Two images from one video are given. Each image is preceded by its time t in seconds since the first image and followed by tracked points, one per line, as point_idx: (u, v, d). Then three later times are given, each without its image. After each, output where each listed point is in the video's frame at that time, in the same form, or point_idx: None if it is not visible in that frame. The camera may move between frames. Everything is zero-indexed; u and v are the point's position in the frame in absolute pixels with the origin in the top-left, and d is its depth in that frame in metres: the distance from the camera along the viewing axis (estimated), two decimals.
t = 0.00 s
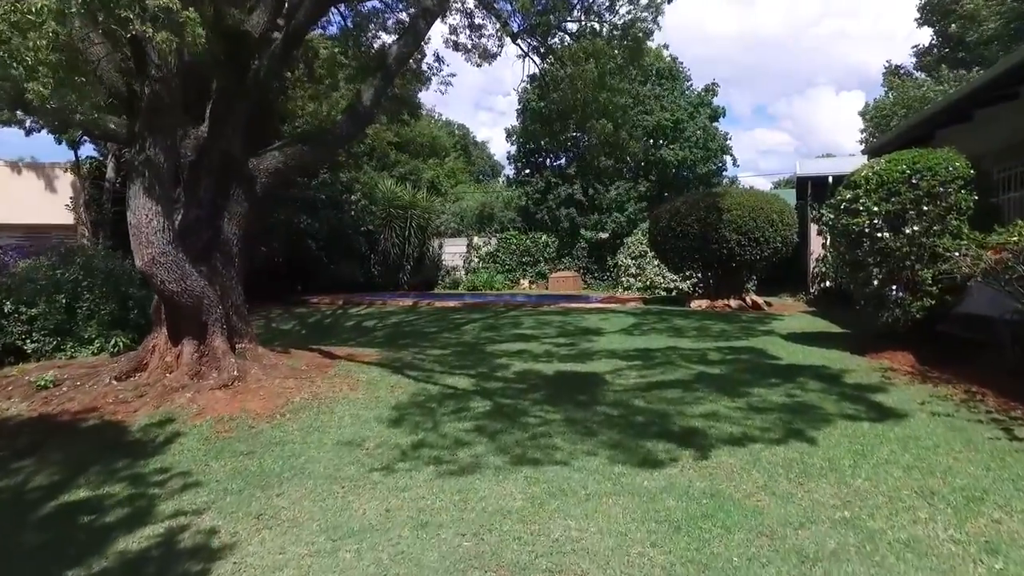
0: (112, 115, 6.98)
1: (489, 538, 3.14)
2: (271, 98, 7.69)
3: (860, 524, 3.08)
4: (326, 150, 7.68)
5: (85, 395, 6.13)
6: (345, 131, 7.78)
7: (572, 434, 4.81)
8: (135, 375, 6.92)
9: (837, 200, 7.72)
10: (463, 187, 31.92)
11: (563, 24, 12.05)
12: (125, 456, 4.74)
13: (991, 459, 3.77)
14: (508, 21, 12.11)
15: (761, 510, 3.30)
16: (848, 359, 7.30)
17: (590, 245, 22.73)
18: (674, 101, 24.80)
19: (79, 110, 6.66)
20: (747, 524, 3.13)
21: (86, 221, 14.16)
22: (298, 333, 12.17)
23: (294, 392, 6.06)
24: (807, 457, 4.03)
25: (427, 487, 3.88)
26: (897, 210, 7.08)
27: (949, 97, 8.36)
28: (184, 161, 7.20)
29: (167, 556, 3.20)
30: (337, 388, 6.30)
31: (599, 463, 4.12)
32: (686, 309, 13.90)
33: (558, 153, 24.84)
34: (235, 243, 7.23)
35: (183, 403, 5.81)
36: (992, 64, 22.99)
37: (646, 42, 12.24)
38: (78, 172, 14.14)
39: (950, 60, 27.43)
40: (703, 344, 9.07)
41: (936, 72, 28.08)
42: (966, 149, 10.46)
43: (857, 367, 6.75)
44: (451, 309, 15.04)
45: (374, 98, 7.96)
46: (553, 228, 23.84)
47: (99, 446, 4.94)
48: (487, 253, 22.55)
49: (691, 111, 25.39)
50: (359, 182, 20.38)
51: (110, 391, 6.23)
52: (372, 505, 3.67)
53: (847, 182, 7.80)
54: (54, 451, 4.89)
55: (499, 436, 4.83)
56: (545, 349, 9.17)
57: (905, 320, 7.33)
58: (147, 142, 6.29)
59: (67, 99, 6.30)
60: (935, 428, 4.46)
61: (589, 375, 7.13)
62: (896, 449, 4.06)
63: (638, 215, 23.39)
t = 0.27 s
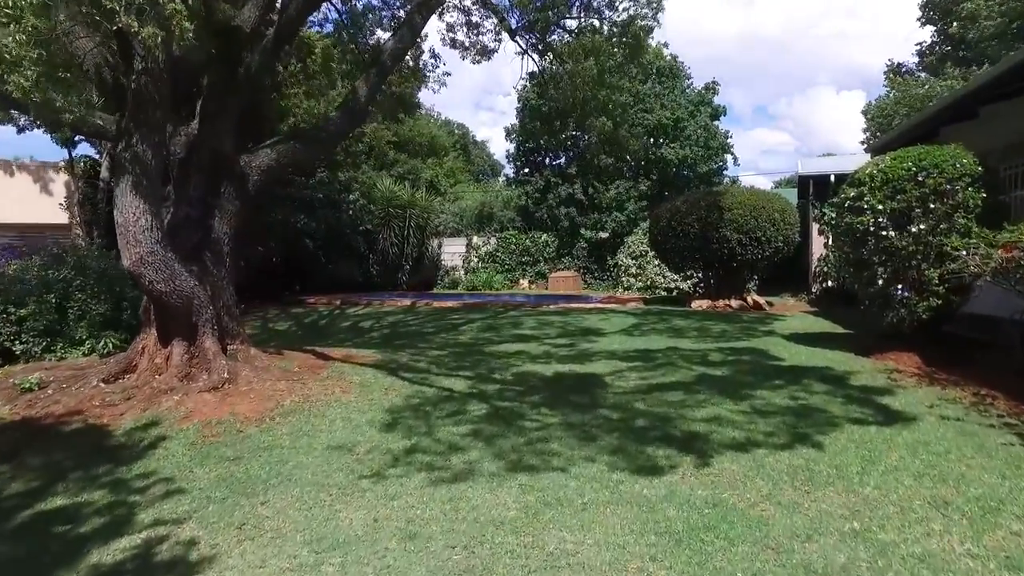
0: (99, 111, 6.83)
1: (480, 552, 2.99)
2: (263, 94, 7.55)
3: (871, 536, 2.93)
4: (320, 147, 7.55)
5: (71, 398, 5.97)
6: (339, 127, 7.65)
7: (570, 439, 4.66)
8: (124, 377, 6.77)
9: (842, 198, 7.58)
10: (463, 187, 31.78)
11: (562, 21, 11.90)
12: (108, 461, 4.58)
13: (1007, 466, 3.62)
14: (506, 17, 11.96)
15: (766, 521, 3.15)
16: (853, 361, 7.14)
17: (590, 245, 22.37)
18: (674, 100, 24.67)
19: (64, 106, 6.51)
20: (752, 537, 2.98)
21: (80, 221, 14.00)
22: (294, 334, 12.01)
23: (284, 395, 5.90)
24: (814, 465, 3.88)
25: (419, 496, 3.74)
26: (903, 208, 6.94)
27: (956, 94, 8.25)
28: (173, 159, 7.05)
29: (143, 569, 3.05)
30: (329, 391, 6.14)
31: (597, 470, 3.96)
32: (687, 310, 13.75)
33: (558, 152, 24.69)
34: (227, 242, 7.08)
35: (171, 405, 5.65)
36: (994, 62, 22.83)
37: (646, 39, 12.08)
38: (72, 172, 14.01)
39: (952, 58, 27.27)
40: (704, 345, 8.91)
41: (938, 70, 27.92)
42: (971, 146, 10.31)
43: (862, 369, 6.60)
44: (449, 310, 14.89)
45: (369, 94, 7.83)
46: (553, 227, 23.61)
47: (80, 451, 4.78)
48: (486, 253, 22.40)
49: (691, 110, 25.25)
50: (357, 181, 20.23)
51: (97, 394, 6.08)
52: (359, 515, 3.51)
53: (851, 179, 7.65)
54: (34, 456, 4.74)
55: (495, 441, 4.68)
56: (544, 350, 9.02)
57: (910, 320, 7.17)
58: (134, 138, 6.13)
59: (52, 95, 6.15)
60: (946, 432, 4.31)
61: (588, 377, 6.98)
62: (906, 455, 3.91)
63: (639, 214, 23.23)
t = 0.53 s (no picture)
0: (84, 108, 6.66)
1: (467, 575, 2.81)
2: (252, 91, 7.40)
3: (881, 557, 2.77)
4: (311, 146, 7.38)
5: (53, 403, 5.80)
6: (331, 125, 7.51)
7: (566, 447, 4.49)
8: (110, 382, 6.59)
9: (846, 197, 7.40)
10: (462, 186, 31.63)
11: (560, 18, 11.73)
12: (85, 470, 4.40)
13: None
14: (504, 13, 11.78)
15: (772, 540, 2.97)
16: (858, 364, 6.96)
17: (590, 245, 21.92)
18: (674, 99, 24.50)
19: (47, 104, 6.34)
20: (757, 558, 2.81)
21: (73, 221, 13.82)
22: (289, 336, 11.85)
23: (271, 401, 5.73)
24: (820, 477, 3.71)
25: (407, 510, 3.56)
26: (909, 207, 6.77)
27: (968, 88, 8.03)
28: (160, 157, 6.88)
29: None
30: (319, 396, 5.97)
31: (593, 482, 3.79)
32: (687, 311, 13.57)
33: (556, 150, 24.52)
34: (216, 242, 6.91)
35: (154, 411, 5.47)
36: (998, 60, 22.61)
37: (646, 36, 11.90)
38: (65, 172, 13.84)
39: (956, 56, 27.03)
40: (705, 347, 8.74)
41: (942, 68, 27.68)
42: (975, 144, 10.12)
43: (867, 373, 6.42)
44: (446, 311, 14.72)
45: (362, 91, 7.66)
46: (553, 227, 23.32)
47: (57, 459, 4.60)
48: (485, 253, 22.21)
49: (692, 108, 25.05)
50: (355, 181, 19.93)
51: (80, 398, 5.91)
52: (342, 532, 3.34)
53: (855, 178, 7.48)
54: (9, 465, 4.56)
55: (489, 450, 4.51)
56: (542, 352, 8.84)
57: (916, 323, 7.00)
58: (117, 136, 5.96)
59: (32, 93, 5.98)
60: (959, 442, 4.13)
61: (586, 380, 6.80)
62: (917, 467, 3.73)
63: (639, 214, 23.06)
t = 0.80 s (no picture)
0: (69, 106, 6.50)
1: None
2: (243, 89, 7.25)
3: None
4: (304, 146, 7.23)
5: (34, 410, 5.62)
6: (324, 125, 7.36)
7: (562, 456, 4.33)
8: (95, 386, 6.42)
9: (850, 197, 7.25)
10: (461, 186, 31.46)
11: (559, 16, 11.59)
12: (63, 480, 4.24)
13: None
14: (502, 11, 11.65)
15: (779, 559, 2.81)
16: (863, 368, 6.80)
17: (589, 245, 21.70)
18: (674, 98, 24.35)
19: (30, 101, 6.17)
20: None
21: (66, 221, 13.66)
22: (284, 338, 11.68)
23: (260, 408, 5.57)
24: (827, 489, 3.55)
25: (395, 525, 3.40)
26: (916, 207, 6.62)
27: (979, 85, 7.87)
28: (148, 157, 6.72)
29: None
30: (309, 401, 5.80)
31: (590, 495, 3.63)
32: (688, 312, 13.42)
33: (557, 151, 24.08)
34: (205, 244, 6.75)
35: (139, 418, 5.30)
36: (1000, 60, 22.47)
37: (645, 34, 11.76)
38: (58, 173, 13.68)
39: (957, 56, 26.89)
40: (706, 350, 8.58)
41: (944, 68, 27.53)
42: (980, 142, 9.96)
43: (873, 377, 6.26)
44: (443, 312, 14.56)
45: (355, 90, 7.52)
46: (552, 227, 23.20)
47: (35, 468, 4.44)
48: (484, 254, 22.06)
49: (693, 108, 24.87)
50: (353, 181, 19.42)
51: (63, 405, 5.73)
52: (326, 550, 3.18)
53: (860, 178, 7.34)
54: None
55: (482, 459, 4.35)
56: (540, 355, 8.68)
57: (922, 326, 6.84)
58: (102, 134, 5.78)
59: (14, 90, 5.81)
60: (971, 451, 3.98)
61: (585, 384, 6.64)
62: (928, 478, 3.57)
63: (639, 214, 22.90)
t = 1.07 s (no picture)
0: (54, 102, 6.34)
1: None
2: (233, 85, 7.10)
3: None
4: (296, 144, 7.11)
5: (16, 414, 5.46)
6: (316, 122, 7.23)
7: (558, 464, 4.18)
8: (81, 389, 6.25)
9: (855, 194, 7.10)
10: (461, 186, 31.30)
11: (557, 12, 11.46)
12: (39, 488, 4.08)
13: None
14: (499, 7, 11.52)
15: None
16: (867, 370, 6.64)
17: (589, 244, 21.35)
18: (674, 97, 24.19)
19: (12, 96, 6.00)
20: None
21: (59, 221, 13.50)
22: (279, 340, 11.52)
23: (248, 411, 5.41)
24: (835, 497, 3.40)
25: (381, 537, 3.25)
26: (923, 205, 6.47)
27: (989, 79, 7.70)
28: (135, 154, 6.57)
29: None
30: (299, 404, 5.64)
31: (587, 504, 3.48)
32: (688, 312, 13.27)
33: (557, 150, 23.79)
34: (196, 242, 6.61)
35: (123, 422, 5.14)
36: (1003, 57, 22.34)
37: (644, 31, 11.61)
38: (51, 172, 13.53)
39: (960, 54, 26.72)
40: (707, 351, 8.43)
41: (946, 66, 27.38)
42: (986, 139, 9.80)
43: (878, 379, 6.11)
44: (441, 312, 14.41)
45: (349, 87, 7.38)
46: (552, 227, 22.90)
47: (12, 476, 4.27)
48: (484, 253, 21.88)
49: (693, 107, 24.69)
50: (351, 180, 19.12)
51: (46, 409, 5.57)
52: (309, 564, 3.03)
53: (865, 175, 7.19)
54: None
55: (476, 466, 4.20)
56: (538, 356, 8.52)
57: (929, 327, 6.68)
58: (86, 129, 5.61)
59: None
60: (984, 458, 3.82)
61: (583, 386, 6.48)
62: (941, 487, 3.41)
63: (639, 212, 22.74)
